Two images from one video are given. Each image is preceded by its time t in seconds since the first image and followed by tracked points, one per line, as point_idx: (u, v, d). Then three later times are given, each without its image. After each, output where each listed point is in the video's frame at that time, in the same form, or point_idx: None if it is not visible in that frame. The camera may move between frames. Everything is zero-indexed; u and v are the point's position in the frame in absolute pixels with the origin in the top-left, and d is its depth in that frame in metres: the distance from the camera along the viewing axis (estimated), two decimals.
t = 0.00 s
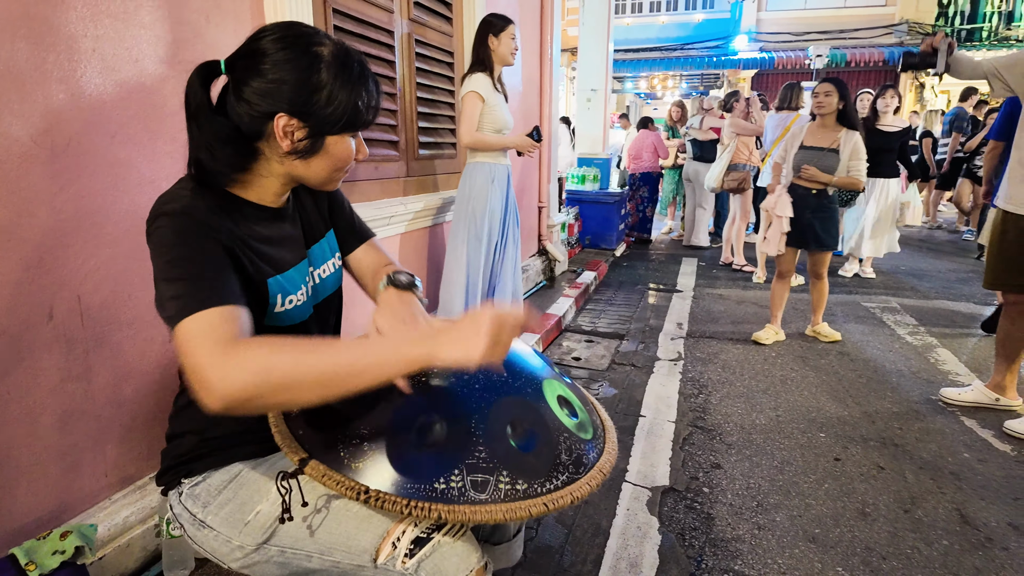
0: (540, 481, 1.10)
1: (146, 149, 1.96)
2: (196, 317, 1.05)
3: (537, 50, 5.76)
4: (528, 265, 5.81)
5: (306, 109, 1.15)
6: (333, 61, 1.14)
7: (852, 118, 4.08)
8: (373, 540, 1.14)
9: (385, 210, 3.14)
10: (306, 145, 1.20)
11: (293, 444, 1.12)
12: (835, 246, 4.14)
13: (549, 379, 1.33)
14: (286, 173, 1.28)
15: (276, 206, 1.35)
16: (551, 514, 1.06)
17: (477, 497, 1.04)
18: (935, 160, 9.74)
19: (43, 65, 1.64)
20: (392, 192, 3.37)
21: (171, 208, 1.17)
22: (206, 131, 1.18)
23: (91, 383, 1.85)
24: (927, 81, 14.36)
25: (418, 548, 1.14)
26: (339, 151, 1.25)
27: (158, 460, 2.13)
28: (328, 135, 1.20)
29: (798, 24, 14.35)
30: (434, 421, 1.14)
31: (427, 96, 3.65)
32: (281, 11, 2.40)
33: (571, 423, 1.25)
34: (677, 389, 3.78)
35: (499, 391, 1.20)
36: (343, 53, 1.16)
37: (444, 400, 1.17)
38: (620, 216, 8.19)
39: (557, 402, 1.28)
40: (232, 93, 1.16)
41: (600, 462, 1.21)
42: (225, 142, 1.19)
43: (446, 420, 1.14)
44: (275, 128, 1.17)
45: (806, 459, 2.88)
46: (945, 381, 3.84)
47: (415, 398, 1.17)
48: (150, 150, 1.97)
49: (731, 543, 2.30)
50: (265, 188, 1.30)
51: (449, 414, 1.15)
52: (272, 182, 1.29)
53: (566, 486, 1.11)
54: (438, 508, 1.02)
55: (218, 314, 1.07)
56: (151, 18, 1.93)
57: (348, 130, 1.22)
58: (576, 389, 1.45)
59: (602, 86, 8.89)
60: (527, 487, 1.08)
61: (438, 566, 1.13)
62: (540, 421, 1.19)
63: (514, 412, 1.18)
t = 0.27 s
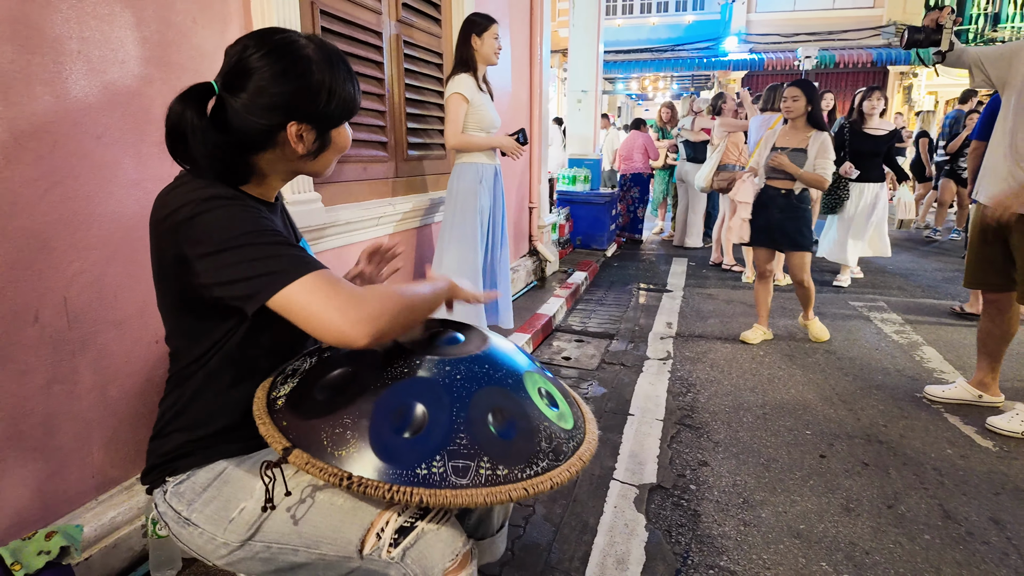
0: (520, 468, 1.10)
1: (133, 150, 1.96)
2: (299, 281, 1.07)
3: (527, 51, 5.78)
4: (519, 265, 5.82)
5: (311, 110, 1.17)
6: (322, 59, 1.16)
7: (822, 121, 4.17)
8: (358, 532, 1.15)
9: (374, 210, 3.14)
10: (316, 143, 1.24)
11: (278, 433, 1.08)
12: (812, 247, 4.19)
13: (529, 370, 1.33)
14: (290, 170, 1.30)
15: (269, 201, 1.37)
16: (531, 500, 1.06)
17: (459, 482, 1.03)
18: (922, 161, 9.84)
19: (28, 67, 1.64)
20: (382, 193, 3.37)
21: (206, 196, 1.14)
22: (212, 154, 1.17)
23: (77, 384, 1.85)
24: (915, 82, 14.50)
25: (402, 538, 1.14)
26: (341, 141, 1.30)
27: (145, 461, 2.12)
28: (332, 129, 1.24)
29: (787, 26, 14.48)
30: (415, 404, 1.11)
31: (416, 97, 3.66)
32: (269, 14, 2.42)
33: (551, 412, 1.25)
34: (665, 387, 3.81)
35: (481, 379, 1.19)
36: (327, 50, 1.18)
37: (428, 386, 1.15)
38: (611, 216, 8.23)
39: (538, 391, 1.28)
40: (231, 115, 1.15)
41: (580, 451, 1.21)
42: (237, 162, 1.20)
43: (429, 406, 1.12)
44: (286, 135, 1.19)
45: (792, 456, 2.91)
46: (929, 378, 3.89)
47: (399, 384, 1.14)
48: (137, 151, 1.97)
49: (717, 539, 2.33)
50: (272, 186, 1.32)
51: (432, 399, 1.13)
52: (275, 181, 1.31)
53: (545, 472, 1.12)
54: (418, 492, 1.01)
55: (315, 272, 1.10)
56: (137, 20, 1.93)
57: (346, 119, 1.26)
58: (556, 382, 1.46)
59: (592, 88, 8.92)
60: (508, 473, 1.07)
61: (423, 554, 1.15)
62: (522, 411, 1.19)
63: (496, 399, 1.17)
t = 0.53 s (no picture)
0: (494, 471, 1.04)
1: (110, 154, 1.93)
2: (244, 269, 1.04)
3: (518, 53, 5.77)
4: (511, 267, 5.80)
5: (284, 108, 1.15)
6: (293, 59, 1.14)
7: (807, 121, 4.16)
8: (329, 537, 1.10)
9: (360, 212, 3.11)
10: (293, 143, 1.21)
11: (249, 441, 1.03)
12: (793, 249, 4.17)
13: (506, 372, 1.28)
14: (266, 171, 1.26)
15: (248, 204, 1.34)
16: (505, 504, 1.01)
17: (431, 488, 0.98)
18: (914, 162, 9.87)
19: None
20: (369, 195, 3.35)
21: (176, 185, 1.11)
22: (187, 155, 1.14)
23: (52, 390, 1.82)
24: (908, 83, 14.54)
25: (374, 543, 1.10)
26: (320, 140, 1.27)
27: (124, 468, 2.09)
28: (310, 128, 1.22)
29: (781, 27, 14.51)
30: (388, 409, 1.07)
31: (403, 98, 3.64)
32: (251, 16, 2.34)
33: (527, 414, 1.20)
34: (654, 389, 3.80)
35: (456, 382, 1.14)
36: (298, 50, 1.16)
37: (399, 390, 1.10)
38: (603, 217, 8.22)
39: (514, 394, 1.23)
40: (207, 120, 1.12)
41: (555, 453, 1.15)
42: (214, 165, 1.17)
43: (401, 410, 1.07)
44: (262, 135, 1.17)
45: (778, 459, 2.90)
46: (918, 380, 3.89)
47: (371, 389, 1.10)
48: (114, 155, 1.94)
49: (701, 543, 2.32)
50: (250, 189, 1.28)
51: (404, 403, 1.08)
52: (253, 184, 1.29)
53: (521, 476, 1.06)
54: (388, 499, 0.96)
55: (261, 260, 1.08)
56: (113, 22, 1.91)
57: (322, 117, 1.24)
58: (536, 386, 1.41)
59: (585, 88, 8.91)
60: (482, 477, 1.02)
61: (395, 558, 1.11)
62: (497, 414, 1.14)
63: (470, 401, 1.12)
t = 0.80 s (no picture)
0: (452, 499, 1.02)
1: (79, 158, 1.87)
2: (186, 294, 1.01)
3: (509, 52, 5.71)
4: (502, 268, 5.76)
5: (235, 103, 1.11)
6: (243, 51, 1.10)
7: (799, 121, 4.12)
8: (278, 564, 1.02)
9: (342, 216, 3.06)
10: (247, 139, 1.18)
11: (195, 463, 1.00)
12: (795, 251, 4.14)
13: (475, 388, 1.23)
14: (221, 168, 1.23)
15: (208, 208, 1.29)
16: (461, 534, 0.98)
17: (382, 518, 0.96)
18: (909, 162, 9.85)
19: None
20: (353, 197, 3.29)
21: (114, 193, 1.07)
22: (134, 153, 1.10)
23: (17, 401, 1.77)
24: (903, 82, 14.54)
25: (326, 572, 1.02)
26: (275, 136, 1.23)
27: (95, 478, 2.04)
28: (263, 121, 1.19)
29: (776, 27, 14.48)
30: (340, 432, 1.03)
31: (389, 99, 3.58)
32: (227, 13, 2.27)
33: (493, 434, 1.16)
34: (644, 392, 3.76)
35: (415, 403, 1.10)
36: (250, 42, 1.13)
37: (355, 411, 1.06)
38: (597, 218, 8.18)
39: (481, 411, 1.18)
40: (154, 118, 1.09)
41: (522, 477, 1.12)
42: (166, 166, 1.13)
43: (355, 433, 1.03)
44: (214, 130, 1.13)
45: (768, 464, 2.87)
46: (910, 382, 3.85)
47: (325, 409, 1.06)
48: (83, 158, 1.88)
49: (687, 552, 2.28)
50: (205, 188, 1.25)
51: (359, 426, 1.04)
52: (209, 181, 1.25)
53: (480, 504, 1.04)
54: (337, 531, 0.93)
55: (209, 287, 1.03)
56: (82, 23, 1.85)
57: (276, 112, 1.20)
58: (510, 400, 1.36)
59: (579, 88, 8.88)
60: (437, 506, 1.00)
61: None
62: (460, 436, 1.10)
63: (430, 423, 1.08)
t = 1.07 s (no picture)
0: (418, 526, 0.96)
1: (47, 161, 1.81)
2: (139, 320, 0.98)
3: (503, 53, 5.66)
4: (496, 271, 5.70)
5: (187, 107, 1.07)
6: (198, 54, 1.06)
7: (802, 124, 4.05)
8: None
9: (328, 220, 3.00)
10: (201, 144, 1.13)
11: (145, 490, 0.94)
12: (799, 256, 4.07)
13: (446, 406, 1.19)
14: (174, 176, 1.20)
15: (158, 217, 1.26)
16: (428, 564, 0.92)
17: (342, 548, 0.90)
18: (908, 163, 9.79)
19: None
20: (340, 199, 3.24)
21: (54, 210, 1.03)
22: (75, 159, 1.04)
23: None
24: (902, 83, 14.49)
25: None
26: (232, 142, 1.18)
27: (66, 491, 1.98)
28: (218, 127, 1.14)
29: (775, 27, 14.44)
30: (298, 457, 0.98)
31: (378, 100, 3.52)
32: (205, 15, 2.20)
33: (465, 455, 1.11)
34: (638, 398, 3.70)
35: (380, 424, 1.05)
36: (207, 45, 1.09)
37: (315, 433, 1.01)
38: (594, 219, 8.13)
39: (451, 431, 1.13)
40: (98, 123, 1.04)
41: (496, 499, 1.07)
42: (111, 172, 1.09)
43: (315, 456, 0.98)
44: (163, 136, 1.09)
45: (761, 472, 2.81)
46: (907, 388, 3.80)
47: (283, 432, 1.01)
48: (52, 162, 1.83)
49: (677, 565, 2.22)
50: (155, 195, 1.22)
51: (319, 449, 0.99)
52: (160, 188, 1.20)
53: (448, 530, 0.97)
54: (292, 563, 0.86)
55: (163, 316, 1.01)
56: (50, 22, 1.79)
57: (233, 117, 1.16)
58: (488, 420, 1.32)
59: (575, 89, 8.83)
60: (402, 534, 0.94)
61: None
62: (427, 457, 1.04)
63: (396, 444, 1.03)
